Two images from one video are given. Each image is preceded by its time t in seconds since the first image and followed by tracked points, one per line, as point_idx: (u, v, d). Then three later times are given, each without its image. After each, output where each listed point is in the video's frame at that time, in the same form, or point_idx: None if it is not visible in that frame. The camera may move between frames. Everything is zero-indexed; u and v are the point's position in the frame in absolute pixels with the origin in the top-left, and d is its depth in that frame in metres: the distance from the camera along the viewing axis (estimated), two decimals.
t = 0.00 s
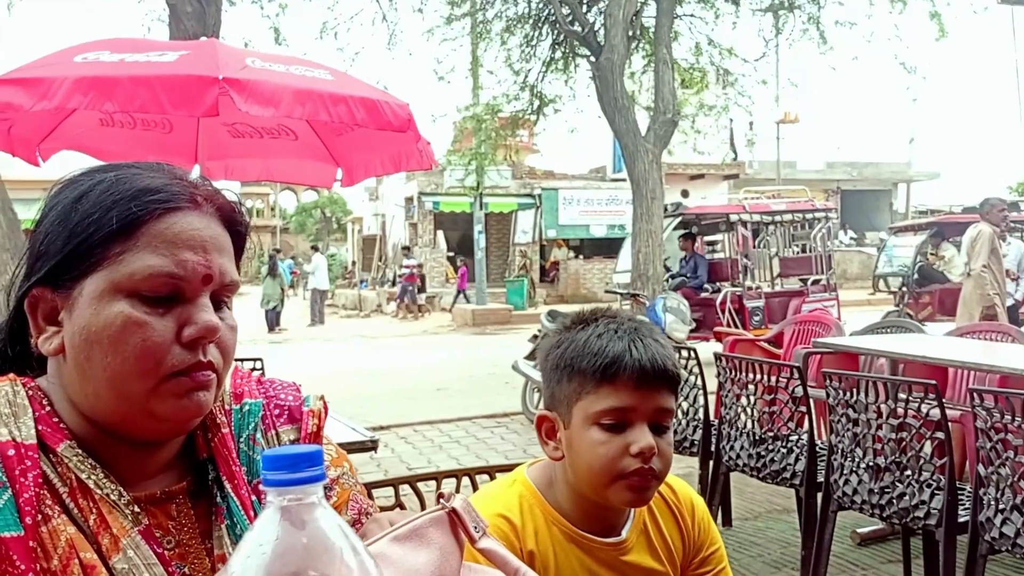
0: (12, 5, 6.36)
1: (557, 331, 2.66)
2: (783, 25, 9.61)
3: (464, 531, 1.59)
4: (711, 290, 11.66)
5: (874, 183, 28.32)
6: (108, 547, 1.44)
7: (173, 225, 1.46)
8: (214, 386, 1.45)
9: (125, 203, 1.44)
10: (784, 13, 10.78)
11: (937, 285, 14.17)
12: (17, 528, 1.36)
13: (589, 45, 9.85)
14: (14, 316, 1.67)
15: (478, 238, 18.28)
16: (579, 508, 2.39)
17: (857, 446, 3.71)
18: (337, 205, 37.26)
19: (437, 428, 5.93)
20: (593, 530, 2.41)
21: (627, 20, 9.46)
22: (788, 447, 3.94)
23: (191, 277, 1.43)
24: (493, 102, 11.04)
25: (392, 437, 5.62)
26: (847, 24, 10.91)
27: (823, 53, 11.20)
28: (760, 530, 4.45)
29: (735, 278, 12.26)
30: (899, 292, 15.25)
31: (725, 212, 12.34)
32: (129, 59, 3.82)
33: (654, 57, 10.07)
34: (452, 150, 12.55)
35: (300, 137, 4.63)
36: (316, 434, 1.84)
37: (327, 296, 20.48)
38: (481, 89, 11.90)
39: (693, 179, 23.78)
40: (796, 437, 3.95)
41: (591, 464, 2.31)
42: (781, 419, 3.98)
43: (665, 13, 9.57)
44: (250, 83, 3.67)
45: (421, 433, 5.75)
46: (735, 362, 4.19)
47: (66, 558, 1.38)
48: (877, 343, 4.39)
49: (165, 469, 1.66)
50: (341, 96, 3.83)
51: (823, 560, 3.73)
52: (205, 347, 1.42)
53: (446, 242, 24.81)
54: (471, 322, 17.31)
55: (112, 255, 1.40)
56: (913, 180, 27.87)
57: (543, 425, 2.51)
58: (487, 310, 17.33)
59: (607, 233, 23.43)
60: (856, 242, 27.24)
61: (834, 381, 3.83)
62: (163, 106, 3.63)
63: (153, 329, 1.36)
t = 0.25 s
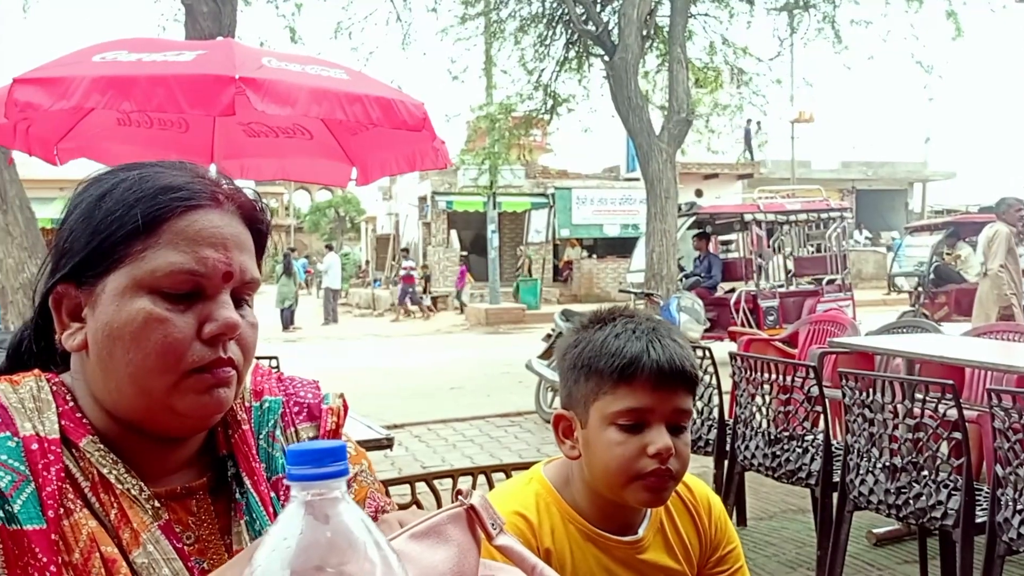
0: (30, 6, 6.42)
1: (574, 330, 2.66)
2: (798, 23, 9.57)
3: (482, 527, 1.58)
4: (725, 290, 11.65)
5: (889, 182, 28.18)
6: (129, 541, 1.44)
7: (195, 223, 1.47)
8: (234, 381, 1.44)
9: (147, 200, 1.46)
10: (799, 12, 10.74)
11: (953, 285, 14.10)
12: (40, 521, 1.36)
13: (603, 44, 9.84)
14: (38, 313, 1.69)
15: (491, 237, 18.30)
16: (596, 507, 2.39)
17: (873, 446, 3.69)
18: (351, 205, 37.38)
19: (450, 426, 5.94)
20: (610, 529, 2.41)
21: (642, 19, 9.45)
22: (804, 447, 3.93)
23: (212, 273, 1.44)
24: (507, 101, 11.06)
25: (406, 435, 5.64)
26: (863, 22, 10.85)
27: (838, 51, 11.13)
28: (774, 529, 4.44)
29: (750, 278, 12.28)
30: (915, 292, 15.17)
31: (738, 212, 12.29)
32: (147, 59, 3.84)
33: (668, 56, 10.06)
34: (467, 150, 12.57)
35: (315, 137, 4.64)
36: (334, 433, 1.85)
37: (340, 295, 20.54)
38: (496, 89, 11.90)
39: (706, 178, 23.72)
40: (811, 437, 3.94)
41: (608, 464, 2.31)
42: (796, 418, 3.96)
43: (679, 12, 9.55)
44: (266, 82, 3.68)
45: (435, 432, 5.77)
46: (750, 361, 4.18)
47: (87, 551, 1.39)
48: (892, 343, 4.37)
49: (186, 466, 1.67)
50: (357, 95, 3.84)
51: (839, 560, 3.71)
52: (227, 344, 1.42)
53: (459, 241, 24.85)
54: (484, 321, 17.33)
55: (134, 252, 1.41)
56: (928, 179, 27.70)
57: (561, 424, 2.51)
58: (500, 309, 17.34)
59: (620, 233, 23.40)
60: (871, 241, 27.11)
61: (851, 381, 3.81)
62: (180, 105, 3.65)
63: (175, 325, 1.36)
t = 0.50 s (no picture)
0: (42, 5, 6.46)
1: (587, 326, 2.66)
2: (809, 20, 9.52)
3: (494, 520, 1.58)
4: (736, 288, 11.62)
5: (900, 180, 28.04)
6: (147, 531, 1.45)
7: (149, 197, 1.45)
8: (203, 360, 1.35)
9: (108, 186, 1.48)
10: (810, 9, 10.69)
11: (965, 284, 14.02)
12: (59, 511, 1.37)
13: (613, 42, 9.83)
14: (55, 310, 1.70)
15: (501, 235, 18.30)
16: (608, 504, 2.39)
17: (884, 444, 3.68)
18: (360, 203, 37.46)
19: (460, 424, 5.96)
20: (622, 525, 2.41)
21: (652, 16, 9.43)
22: (815, 445, 3.92)
23: (164, 243, 1.42)
24: (516, 99, 11.06)
25: (415, 432, 5.66)
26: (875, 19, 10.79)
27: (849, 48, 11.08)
28: (784, 528, 4.43)
29: (760, 276, 12.24)
30: (927, 290, 15.10)
31: (749, 210, 12.25)
32: (158, 57, 3.86)
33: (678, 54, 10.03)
34: (476, 148, 12.58)
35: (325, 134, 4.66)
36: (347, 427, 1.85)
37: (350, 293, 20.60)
38: (506, 87, 11.91)
39: (716, 177, 23.65)
40: (822, 435, 3.92)
41: (620, 462, 2.31)
42: (807, 416, 3.95)
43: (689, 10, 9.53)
44: (277, 79, 3.70)
45: (444, 429, 5.78)
46: (761, 359, 4.17)
47: (105, 541, 1.39)
48: (905, 341, 4.36)
49: (196, 458, 1.67)
50: (368, 93, 3.86)
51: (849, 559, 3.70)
52: (188, 318, 1.34)
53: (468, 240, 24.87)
54: (493, 320, 17.34)
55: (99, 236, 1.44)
56: (940, 177, 27.54)
57: (572, 421, 2.51)
58: (509, 307, 17.34)
59: (630, 231, 23.36)
60: (882, 240, 26.98)
61: (863, 379, 3.80)
62: (191, 102, 3.66)
63: (126, 300, 1.33)
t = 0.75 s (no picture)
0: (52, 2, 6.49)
1: (599, 321, 2.66)
2: (820, 16, 9.48)
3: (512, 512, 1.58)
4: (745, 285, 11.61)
5: (911, 177, 27.92)
6: (162, 522, 1.45)
7: (155, 191, 1.44)
8: (217, 348, 1.36)
9: (112, 181, 1.48)
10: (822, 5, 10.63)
11: (975, 282, 13.98)
12: (73, 502, 1.37)
13: (623, 38, 9.81)
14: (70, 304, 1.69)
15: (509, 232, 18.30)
16: (621, 498, 2.39)
17: (894, 441, 3.66)
18: (369, 200, 37.49)
19: (469, 420, 5.97)
20: (634, 519, 2.41)
21: (662, 13, 9.42)
22: (825, 442, 3.91)
23: (172, 236, 1.41)
24: (526, 95, 11.04)
25: (424, 428, 5.67)
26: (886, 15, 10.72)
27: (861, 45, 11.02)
28: (794, 525, 4.43)
29: (769, 273, 12.23)
30: (937, 287, 15.05)
31: (759, 207, 12.24)
32: (170, 52, 3.86)
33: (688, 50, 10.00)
34: (486, 144, 12.59)
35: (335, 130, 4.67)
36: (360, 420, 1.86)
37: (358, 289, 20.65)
38: (515, 83, 11.88)
39: (726, 174, 23.59)
40: (832, 432, 3.92)
41: (633, 457, 2.31)
42: (817, 413, 3.94)
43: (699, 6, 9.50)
44: (288, 75, 3.71)
45: (453, 425, 5.79)
46: (772, 357, 4.16)
47: (119, 533, 1.39)
48: (915, 339, 4.35)
49: (210, 450, 1.67)
50: (379, 88, 3.87)
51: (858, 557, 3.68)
52: (197, 308, 1.34)
53: (477, 236, 24.88)
54: (502, 316, 17.35)
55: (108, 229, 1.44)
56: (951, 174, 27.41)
57: (584, 415, 2.51)
58: (518, 304, 17.35)
59: (639, 228, 23.32)
60: (893, 237, 26.88)
61: (873, 376, 3.79)
62: (201, 97, 3.66)
63: (138, 293, 1.34)
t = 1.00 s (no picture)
0: None
1: (610, 318, 2.65)
2: (831, 14, 9.44)
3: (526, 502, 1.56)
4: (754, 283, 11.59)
5: (921, 175, 27.81)
6: (166, 518, 1.43)
7: (200, 199, 1.45)
8: (255, 356, 1.44)
9: (152, 180, 1.46)
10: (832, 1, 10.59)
11: (986, 280, 13.93)
12: (79, 497, 1.34)
13: (632, 35, 9.80)
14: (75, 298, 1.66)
15: (517, 229, 18.29)
16: (632, 496, 2.39)
17: (905, 440, 3.65)
18: (377, 196, 37.54)
19: (477, 417, 5.98)
20: (644, 517, 2.40)
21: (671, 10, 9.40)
22: (835, 440, 3.90)
23: (218, 248, 1.43)
24: (534, 92, 11.04)
25: (433, 425, 5.68)
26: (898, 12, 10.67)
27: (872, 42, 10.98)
28: (804, 523, 4.41)
29: (778, 271, 12.21)
30: (948, 286, 15.00)
31: (768, 205, 12.22)
32: (181, 49, 3.87)
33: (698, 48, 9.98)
34: (495, 141, 12.61)
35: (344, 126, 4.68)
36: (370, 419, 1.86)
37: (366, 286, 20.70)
38: (524, 81, 11.89)
39: (734, 171, 23.54)
40: (842, 430, 3.91)
41: (644, 454, 2.30)
42: (827, 411, 3.93)
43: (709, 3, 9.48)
44: (299, 72, 3.71)
45: (462, 422, 5.80)
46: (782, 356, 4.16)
47: (125, 527, 1.37)
48: (927, 337, 4.33)
49: (220, 446, 1.66)
50: (389, 84, 3.86)
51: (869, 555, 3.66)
52: (240, 319, 1.40)
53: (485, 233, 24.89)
54: (510, 313, 17.36)
55: (144, 232, 1.42)
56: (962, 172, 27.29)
57: (595, 412, 2.51)
58: (526, 301, 17.35)
59: (648, 226, 23.29)
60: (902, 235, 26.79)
61: (884, 374, 3.77)
62: (212, 93, 3.66)
63: (185, 302, 1.37)
